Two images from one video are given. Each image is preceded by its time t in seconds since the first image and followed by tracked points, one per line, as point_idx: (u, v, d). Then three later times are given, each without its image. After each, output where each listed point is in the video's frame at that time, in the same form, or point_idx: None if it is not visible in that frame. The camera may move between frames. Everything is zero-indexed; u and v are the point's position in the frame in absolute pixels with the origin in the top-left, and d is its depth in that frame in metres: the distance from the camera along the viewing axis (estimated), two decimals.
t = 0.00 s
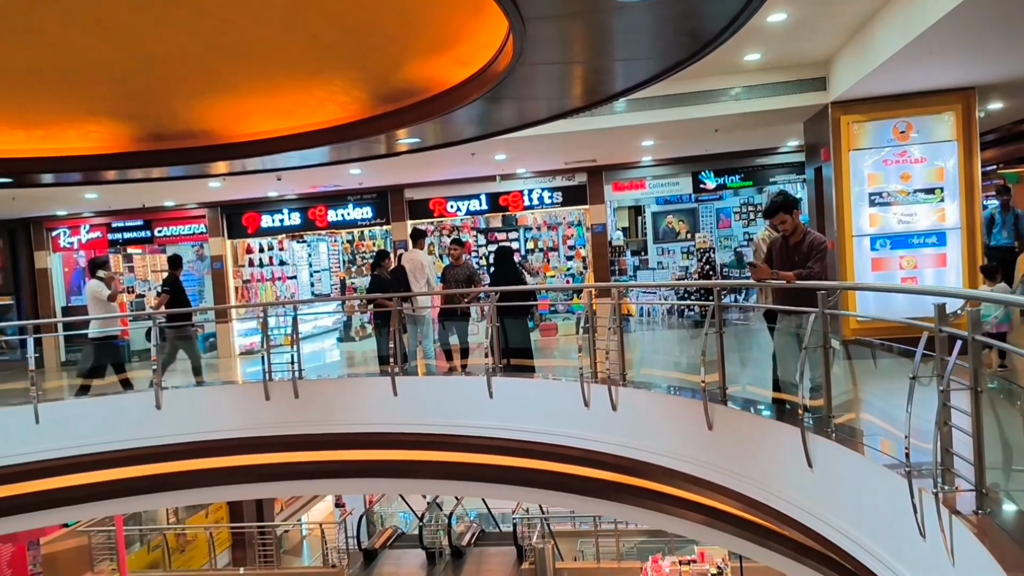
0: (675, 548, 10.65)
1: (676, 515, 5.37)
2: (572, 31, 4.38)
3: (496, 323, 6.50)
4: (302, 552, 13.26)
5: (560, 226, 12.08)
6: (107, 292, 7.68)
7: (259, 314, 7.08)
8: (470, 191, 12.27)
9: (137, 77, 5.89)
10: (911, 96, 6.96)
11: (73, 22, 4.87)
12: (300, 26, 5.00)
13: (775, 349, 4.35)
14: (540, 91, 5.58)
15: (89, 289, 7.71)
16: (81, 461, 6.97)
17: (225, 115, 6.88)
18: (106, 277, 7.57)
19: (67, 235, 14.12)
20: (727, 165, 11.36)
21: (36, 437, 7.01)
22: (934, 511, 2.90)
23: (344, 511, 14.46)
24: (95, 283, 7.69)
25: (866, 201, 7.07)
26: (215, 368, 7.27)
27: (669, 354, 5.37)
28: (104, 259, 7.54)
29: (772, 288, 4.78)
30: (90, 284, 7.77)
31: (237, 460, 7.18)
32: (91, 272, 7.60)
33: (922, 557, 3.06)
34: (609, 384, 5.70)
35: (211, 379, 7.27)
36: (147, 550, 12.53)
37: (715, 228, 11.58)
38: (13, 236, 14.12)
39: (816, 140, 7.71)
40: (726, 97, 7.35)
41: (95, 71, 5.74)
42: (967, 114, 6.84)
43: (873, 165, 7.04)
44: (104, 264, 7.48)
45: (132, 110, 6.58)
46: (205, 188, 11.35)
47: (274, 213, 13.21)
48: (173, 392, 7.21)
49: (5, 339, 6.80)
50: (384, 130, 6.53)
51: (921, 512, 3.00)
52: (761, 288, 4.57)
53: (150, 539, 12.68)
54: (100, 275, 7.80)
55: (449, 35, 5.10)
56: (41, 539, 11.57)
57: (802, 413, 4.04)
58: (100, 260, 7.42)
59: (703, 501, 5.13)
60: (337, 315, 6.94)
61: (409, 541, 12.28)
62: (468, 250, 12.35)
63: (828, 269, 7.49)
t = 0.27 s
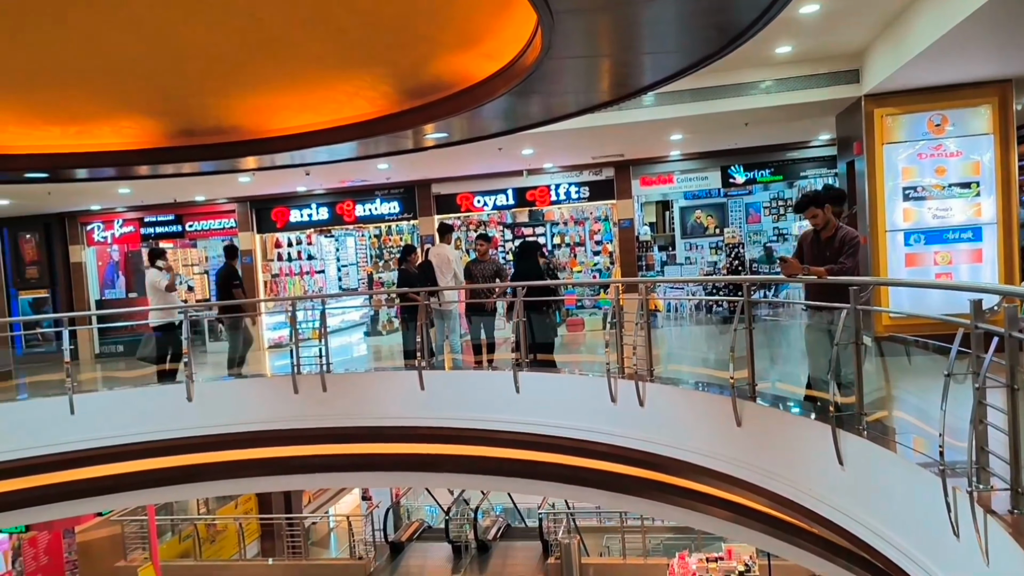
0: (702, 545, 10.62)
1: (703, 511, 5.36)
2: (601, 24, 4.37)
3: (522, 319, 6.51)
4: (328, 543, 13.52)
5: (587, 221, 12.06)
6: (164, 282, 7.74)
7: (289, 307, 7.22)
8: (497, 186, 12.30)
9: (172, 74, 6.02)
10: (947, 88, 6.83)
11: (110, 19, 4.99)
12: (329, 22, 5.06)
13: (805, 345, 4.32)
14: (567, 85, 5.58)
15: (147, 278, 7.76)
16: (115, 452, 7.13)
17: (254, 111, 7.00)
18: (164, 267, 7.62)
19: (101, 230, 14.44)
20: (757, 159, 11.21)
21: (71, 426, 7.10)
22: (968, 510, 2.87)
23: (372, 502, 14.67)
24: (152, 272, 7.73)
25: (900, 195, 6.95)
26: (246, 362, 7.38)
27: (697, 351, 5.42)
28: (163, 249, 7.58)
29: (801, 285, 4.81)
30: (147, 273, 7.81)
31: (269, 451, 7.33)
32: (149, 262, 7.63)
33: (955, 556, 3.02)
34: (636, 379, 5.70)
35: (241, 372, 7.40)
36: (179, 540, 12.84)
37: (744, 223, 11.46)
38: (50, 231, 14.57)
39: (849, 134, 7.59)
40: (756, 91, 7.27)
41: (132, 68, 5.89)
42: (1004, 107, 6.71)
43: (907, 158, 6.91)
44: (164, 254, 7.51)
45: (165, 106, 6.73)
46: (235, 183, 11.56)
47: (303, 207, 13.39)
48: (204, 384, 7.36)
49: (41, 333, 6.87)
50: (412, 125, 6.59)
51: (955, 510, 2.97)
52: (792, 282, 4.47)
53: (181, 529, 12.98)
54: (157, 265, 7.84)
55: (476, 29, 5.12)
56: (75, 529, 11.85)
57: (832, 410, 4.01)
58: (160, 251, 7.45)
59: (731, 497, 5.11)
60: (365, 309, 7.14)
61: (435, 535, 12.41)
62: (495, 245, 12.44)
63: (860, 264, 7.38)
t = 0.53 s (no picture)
0: (720, 539, 10.60)
1: (722, 505, 5.36)
2: (620, 15, 4.36)
3: (540, 312, 6.54)
4: (346, 534, 13.68)
5: (605, 213, 12.03)
6: (205, 275, 7.87)
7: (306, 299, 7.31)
8: (515, 178, 12.30)
9: (195, 66, 6.10)
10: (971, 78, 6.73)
11: (134, 12, 5.06)
12: (349, 14, 5.10)
13: (826, 339, 4.28)
14: (587, 77, 5.58)
15: (188, 272, 7.91)
16: (138, 440, 7.28)
17: (274, 104, 7.08)
18: (203, 261, 7.72)
19: (123, 222, 14.68)
20: (777, 152, 11.11)
21: (92, 417, 7.26)
22: (991, 506, 2.84)
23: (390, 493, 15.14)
24: (192, 266, 7.85)
25: (924, 187, 6.85)
26: (265, 354, 7.48)
27: (717, 345, 5.37)
28: (202, 244, 7.68)
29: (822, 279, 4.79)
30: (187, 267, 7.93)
31: (290, 441, 7.43)
32: (188, 256, 7.74)
33: (978, 552, 3.00)
34: (654, 373, 5.70)
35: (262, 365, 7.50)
36: (200, 529, 13.06)
37: (764, 215, 11.37)
38: (73, 223, 14.81)
39: (872, 126, 7.50)
40: (778, 82, 7.19)
41: (155, 61, 5.97)
42: None
43: (931, 149, 6.81)
44: (202, 248, 7.61)
45: (186, 99, 6.82)
46: (255, 176, 11.68)
47: (322, 200, 13.49)
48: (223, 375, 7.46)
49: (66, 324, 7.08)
50: (431, 118, 6.62)
51: (978, 506, 2.94)
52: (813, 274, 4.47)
53: (202, 518, 13.20)
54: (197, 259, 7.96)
55: (495, 21, 5.13)
56: (98, 517, 12.09)
57: (854, 404, 3.98)
58: (198, 245, 7.56)
59: (749, 492, 5.10)
60: (383, 302, 7.13)
61: (452, 527, 12.51)
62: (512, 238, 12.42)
63: (882, 258, 7.29)
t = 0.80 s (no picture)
0: (742, 533, 10.57)
1: (745, 498, 5.35)
2: (644, 5, 4.35)
3: (562, 302, 6.59)
4: (369, 523, 13.84)
5: (628, 204, 11.99)
6: (250, 263, 8.00)
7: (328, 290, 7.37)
8: (538, 169, 12.30)
9: (222, 59, 6.20)
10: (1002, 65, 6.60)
11: (163, 7, 5.16)
12: (373, 5, 5.14)
13: (852, 331, 4.24)
14: (610, 67, 5.57)
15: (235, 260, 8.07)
16: (166, 428, 7.46)
17: (299, 96, 7.16)
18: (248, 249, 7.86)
19: (150, 213, 14.95)
20: (803, 142, 10.98)
21: (120, 406, 7.46)
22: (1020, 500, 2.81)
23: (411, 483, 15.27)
24: (238, 255, 7.99)
25: (953, 177, 6.74)
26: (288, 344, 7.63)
27: (740, 336, 5.35)
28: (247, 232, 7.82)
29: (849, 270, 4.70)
30: (232, 255, 8.07)
31: (315, 429, 7.55)
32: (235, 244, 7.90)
33: (1006, 547, 2.97)
34: (677, 364, 5.71)
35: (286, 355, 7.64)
36: (224, 517, 13.30)
37: (789, 206, 11.25)
38: (101, 214, 15.14)
39: (900, 114, 7.38)
40: (804, 71, 7.11)
41: (184, 53, 6.08)
42: None
43: (960, 139, 6.69)
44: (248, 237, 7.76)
45: (213, 91, 6.93)
46: (278, 167, 11.82)
47: (344, 191, 13.61)
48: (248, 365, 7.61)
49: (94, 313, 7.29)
50: (455, 109, 6.66)
51: (1006, 500, 2.91)
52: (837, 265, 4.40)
53: (227, 506, 13.41)
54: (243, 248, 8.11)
55: (518, 11, 5.15)
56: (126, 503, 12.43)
57: (880, 397, 3.95)
58: (244, 233, 7.69)
59: (773, 484, 5.08)
60: (405, 292, 7.22)
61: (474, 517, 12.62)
62: (534, 229, 12.45)
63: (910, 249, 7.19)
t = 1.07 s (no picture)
0: (760, 526, 10.54)
1: (762, 491, 5.33)
2: None
3: (580, 295, 6.59)
4: (387, 513, 13.99)
5: (646, 196, 11.95)
6: (284, 254, 7.99)
7: (346, 283, 7.44)
8: (555, 161, 12.27)
9: (242, 52, 6.26)
10: None
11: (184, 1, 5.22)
12: None
13: (872, 325, 4.21)
14: (628, 58, 5.56)
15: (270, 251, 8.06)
16: (188, 418, 7.60)
17: (318, 88, 7.21)
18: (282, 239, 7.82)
19: (171, 206, 15.15)
20: (824, 133, 10.85)
21: (144, 395, 7.61)
22: None
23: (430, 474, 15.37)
24: (273, 246, 7.98)
25: (977, 168, 6.68)
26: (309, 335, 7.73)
27: (758, 329, 5.33)
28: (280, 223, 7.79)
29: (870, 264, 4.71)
30: (268, 246, 8.07)
31: (334, 419, 7.65)
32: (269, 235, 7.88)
33: None
34: (695, 357, 5.72)
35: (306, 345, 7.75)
36: (244, 506, 13.52)
37: (810, 198, 11.16)
38: (123, 206, 15.34)
39: (924, 105, 7.28)
40: (826, 61, 7.01)
41: (205, 46, 6.15)
42: None
43: (985, 130, 6.61)
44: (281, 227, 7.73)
45: (233, 84, 7.00)
46: (297, 159, 11.93)
47: (363, 183, 13.70)
48: (267, 356, 7.71)
49: (116, 304, 7.40)
50: (473, 100, 6.67)
51: None
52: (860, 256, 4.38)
53: (246, 495, 13.63)
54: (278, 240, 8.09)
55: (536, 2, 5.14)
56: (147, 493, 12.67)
57: (901, 390, 3.92)
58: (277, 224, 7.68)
59: (791, 477, 5.06)
60: (423, 284, 7.26)
61: (491, 508, 12.73)
62: (552, 221, 12.45)
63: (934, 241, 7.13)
